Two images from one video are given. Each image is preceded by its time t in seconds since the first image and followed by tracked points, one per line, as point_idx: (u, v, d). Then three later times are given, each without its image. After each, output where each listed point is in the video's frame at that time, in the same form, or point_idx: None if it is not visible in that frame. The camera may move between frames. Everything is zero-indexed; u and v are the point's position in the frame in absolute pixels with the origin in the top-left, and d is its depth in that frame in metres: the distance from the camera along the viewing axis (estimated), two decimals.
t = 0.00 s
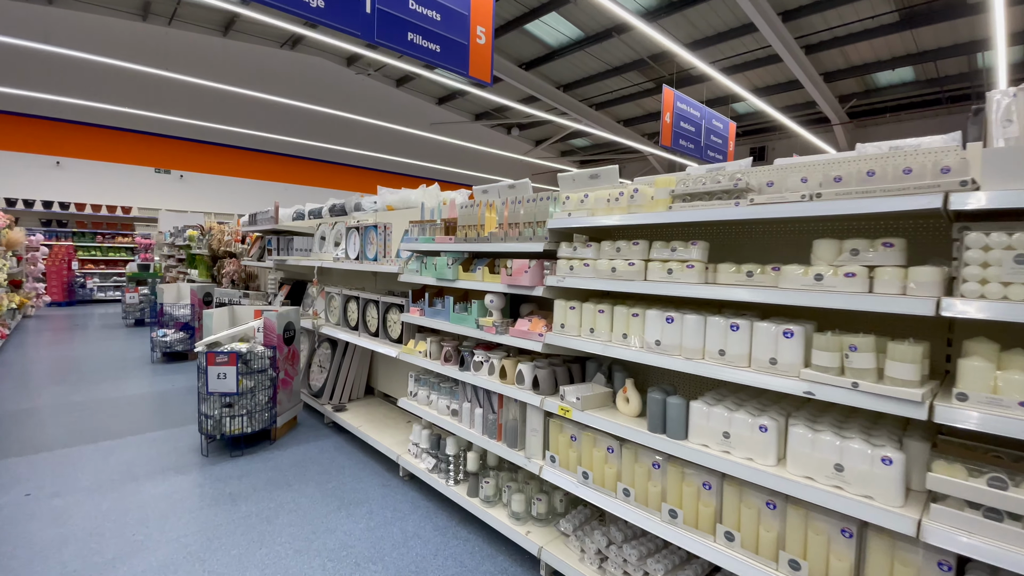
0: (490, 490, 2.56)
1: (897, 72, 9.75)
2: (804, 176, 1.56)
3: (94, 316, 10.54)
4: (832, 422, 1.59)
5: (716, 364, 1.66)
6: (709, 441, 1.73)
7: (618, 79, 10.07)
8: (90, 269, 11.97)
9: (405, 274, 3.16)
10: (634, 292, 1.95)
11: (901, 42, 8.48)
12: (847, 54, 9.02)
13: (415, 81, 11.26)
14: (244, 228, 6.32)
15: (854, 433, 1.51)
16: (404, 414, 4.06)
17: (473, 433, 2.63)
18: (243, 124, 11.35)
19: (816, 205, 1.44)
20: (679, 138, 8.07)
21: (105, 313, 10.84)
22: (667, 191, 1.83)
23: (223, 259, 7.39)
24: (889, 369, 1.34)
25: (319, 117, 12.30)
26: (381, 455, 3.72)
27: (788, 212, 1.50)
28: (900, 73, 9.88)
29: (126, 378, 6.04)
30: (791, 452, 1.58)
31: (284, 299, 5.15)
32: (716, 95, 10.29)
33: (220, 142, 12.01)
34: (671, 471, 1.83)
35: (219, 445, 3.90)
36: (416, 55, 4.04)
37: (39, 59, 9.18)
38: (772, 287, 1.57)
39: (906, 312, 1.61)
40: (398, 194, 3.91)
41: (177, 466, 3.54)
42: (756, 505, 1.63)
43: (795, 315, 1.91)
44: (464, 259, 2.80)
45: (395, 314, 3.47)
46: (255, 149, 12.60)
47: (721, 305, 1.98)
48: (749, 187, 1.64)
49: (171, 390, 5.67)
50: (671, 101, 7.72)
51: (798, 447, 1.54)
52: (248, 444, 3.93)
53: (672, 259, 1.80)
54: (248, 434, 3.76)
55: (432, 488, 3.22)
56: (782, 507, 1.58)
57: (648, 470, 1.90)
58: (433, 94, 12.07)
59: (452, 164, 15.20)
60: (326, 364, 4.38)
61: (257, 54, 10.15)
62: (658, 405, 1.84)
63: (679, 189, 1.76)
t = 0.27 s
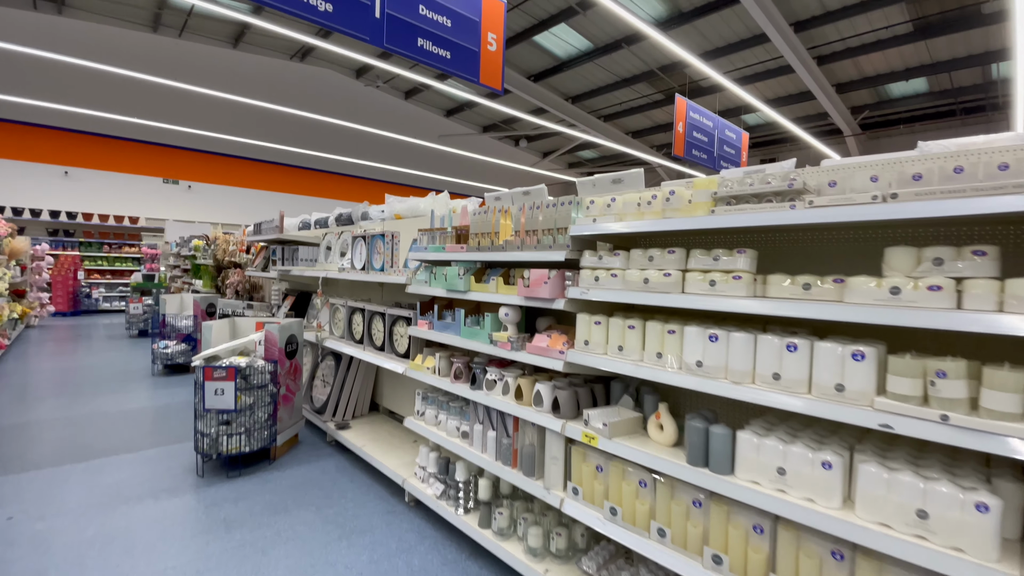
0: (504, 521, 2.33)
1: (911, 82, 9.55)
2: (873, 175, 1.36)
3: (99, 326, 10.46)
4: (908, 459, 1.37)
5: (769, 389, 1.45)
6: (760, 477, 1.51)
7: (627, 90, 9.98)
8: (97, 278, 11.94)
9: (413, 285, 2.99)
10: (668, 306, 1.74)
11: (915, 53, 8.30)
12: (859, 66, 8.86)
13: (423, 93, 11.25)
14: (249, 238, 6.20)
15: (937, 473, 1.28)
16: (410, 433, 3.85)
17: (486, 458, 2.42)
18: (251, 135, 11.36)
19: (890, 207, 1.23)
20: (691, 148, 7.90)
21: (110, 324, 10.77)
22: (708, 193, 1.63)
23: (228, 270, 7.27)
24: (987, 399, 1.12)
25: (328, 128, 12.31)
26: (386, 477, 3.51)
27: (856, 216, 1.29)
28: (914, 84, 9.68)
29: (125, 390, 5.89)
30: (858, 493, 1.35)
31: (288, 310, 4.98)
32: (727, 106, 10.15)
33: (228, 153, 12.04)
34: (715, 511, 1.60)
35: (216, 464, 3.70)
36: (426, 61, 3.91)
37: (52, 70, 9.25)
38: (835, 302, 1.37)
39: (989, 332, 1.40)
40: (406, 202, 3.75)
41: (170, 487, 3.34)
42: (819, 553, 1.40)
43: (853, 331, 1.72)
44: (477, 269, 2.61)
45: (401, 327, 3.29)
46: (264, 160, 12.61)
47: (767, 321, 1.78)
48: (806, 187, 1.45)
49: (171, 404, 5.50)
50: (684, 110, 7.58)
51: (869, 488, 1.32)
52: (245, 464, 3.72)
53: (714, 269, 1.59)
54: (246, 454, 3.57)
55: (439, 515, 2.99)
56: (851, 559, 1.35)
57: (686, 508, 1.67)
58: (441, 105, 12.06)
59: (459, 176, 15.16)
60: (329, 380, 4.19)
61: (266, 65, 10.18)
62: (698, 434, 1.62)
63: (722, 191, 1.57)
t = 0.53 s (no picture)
0: (508, 562, 2.11)
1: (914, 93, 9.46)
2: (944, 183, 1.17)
3: (89, 334, 10.23)
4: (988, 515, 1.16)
5: (821, 431, 1.24)
6: (809, 529, 1.29)
7: (628, 100, 9.88)
8: (89, 286, 11.72)
9: (410, 299, 2.79)
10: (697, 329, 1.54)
11: (918, 63, 8.20)
12: (862, 76, 8.75)
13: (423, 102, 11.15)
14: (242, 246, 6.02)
15: None
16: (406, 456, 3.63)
17: (489, 492, 2.21)
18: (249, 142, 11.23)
19: (972, 220, 1.04)
20: (695, 158, 7.77)
21: (101, 333, 10.54)
22: (744, 202, 1.43)
23: (221, 279, 7.07)
24: None
25: (327, 136, 12.20)
26: (380, 503, 3.28)
27: (926, 230, 1.10)
28: (916, 95, 9.58)
29: (110, 404, 5.66)
30: (930, 554, 1.13)
31: (280, 322, 4.77)
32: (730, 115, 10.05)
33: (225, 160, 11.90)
34: (754, 567, 1.38)
35: (199, 488, 3.47)
36: (426, 65, 3.75)
37: (47, 75, 9.13)
38: (900, 330, 1.17)
39: None
40: (404, 210, 3.58)
41: (147, 514, 3.11)
42: None
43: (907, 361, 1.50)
44: (479, 283, 2.43)
45: (398, 343, 3.09)
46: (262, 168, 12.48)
47: (808, 347, 1.58)
48: (862, 196, 1.26)
49: (158, 420, 5.26)
50: (688, 119, 7.45)
51: (944, 550, 1.10)
52: (231, 487, 3.50)
53: (752, 288, 1.40)
54: (230, 477, 3.34)
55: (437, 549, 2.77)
56: None
57: (720, 561, 1.45)
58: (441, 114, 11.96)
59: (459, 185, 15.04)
60: (322, 397, 3.98)
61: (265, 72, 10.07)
62: (734, 477, 1.41)
63: (762, 201, 1.38)
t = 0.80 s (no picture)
0: None
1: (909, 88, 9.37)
2: None
3: (71, 330, 9.90)
4: None
5: (884, 444, 1.07)
6: (866, 555, 1.13)
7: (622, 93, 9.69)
8: (70, 280, 11.34)
9: (405, 294, 2.60)
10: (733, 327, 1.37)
11: (913, 58, 8.10)
12: (857, 70, 8.64)
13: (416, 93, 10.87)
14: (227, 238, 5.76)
15: None
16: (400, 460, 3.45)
17: (492, 502, 2.04)
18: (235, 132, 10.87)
19: None
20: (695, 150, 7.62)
21: (83, 329, 10.20)
22: (791, 182, 1.26)
23: (206, 273, 6.80)
24: None
25: (317, 127, 11.87)
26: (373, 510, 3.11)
27: (1017, 212, 0.92)
28: (911, 90, 9.49)
29: (88, 403, 5.40)
30: None
31: (267, 318, 4.54)
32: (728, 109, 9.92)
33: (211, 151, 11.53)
34: None
35: (179, 495, 3.25)
36: (421, 49, 3.51)
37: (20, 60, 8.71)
38: (980, 330, 1.00)
39: None
40: (398, 200, 3.38)
41: (123, 524, 2.90)
42: None
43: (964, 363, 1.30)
44: (481, 276, 2.24)
45: (392, 341, 2.89)
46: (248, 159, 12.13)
47: (854, 348, 1.41)
48: (932, 175, 1.09)
49: (139, 420, 5.01)
50: (687, 110, 7.28)
51: None
52: (213, 494, 3.30)
53: (800, 281, 1.22)
54: (212, 484, 3.13)
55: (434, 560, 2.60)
56: None
57: None
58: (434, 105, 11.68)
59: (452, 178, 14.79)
60: (311, 397, 3.78)
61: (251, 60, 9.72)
62: (776, 494, 1.25)
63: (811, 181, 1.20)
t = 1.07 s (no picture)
0: None
1: (884, 91, 9.52)
2: None
3: (30, 335, 9.33)
4: None
5: (966, 462, 0.92)
6: None
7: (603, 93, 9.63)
8: (29, 282, 10.68)
9: (395, 295, 2.40)
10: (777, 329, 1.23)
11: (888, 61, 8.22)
12: (833, 73, 8.75)
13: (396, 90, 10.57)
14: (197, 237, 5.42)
15: None
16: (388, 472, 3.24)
17: (495, 523, 1.86)
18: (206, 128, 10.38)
19: None
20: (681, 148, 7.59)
21: (44, 333, 9.62)
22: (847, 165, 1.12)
23: (175, 274, 6.42)
24: None
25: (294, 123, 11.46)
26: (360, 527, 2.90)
27: None
28: (885, 93, 9.67)
29: (45, 414, 5.01)
30: None
31: (242, 321, 4.24)
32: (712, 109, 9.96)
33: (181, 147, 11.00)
34: None
35: (144, 516, 2.97)
36: (405, 37, 3.28)
37: None
38: None
39: None
40: (383, 195, 3.17)
41: (82, 550, 2.61)
42: None
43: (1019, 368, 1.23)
44: (481, 275, 2.06)
45: (380, 345, 2.68)
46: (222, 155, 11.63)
47: (904, 351, 1.28)
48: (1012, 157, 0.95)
49: (102, 431, 4.65)
50: (673, 108, 7.24)
51: None
52: (183, 514, 3.02)
53: (859, 278, 1.08)
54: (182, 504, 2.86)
55: None
56: None
57: None
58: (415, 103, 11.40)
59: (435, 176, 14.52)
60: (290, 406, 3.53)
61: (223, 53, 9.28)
62: (831, 517, 1.10)
63: (873, 165, 1.06)
